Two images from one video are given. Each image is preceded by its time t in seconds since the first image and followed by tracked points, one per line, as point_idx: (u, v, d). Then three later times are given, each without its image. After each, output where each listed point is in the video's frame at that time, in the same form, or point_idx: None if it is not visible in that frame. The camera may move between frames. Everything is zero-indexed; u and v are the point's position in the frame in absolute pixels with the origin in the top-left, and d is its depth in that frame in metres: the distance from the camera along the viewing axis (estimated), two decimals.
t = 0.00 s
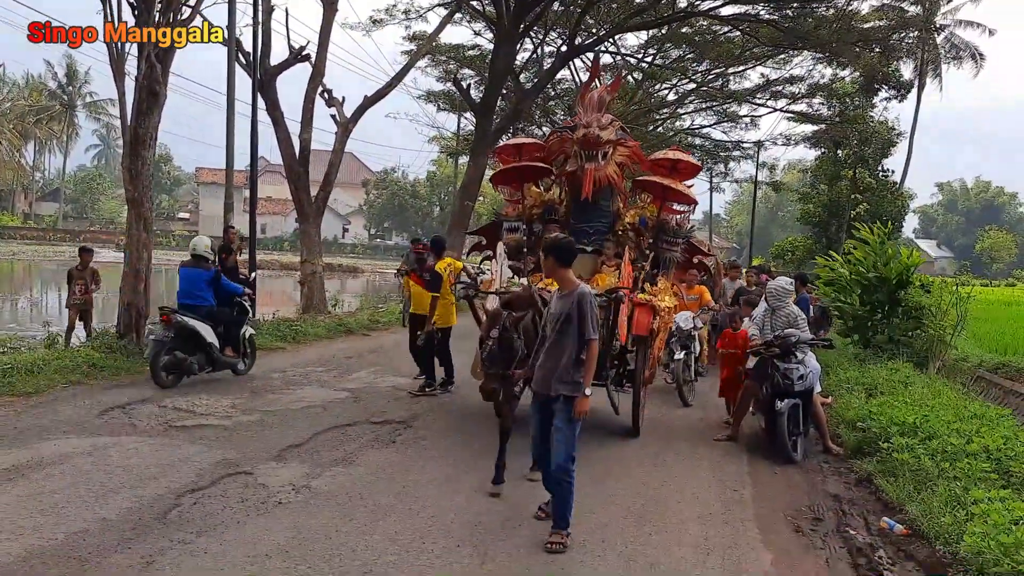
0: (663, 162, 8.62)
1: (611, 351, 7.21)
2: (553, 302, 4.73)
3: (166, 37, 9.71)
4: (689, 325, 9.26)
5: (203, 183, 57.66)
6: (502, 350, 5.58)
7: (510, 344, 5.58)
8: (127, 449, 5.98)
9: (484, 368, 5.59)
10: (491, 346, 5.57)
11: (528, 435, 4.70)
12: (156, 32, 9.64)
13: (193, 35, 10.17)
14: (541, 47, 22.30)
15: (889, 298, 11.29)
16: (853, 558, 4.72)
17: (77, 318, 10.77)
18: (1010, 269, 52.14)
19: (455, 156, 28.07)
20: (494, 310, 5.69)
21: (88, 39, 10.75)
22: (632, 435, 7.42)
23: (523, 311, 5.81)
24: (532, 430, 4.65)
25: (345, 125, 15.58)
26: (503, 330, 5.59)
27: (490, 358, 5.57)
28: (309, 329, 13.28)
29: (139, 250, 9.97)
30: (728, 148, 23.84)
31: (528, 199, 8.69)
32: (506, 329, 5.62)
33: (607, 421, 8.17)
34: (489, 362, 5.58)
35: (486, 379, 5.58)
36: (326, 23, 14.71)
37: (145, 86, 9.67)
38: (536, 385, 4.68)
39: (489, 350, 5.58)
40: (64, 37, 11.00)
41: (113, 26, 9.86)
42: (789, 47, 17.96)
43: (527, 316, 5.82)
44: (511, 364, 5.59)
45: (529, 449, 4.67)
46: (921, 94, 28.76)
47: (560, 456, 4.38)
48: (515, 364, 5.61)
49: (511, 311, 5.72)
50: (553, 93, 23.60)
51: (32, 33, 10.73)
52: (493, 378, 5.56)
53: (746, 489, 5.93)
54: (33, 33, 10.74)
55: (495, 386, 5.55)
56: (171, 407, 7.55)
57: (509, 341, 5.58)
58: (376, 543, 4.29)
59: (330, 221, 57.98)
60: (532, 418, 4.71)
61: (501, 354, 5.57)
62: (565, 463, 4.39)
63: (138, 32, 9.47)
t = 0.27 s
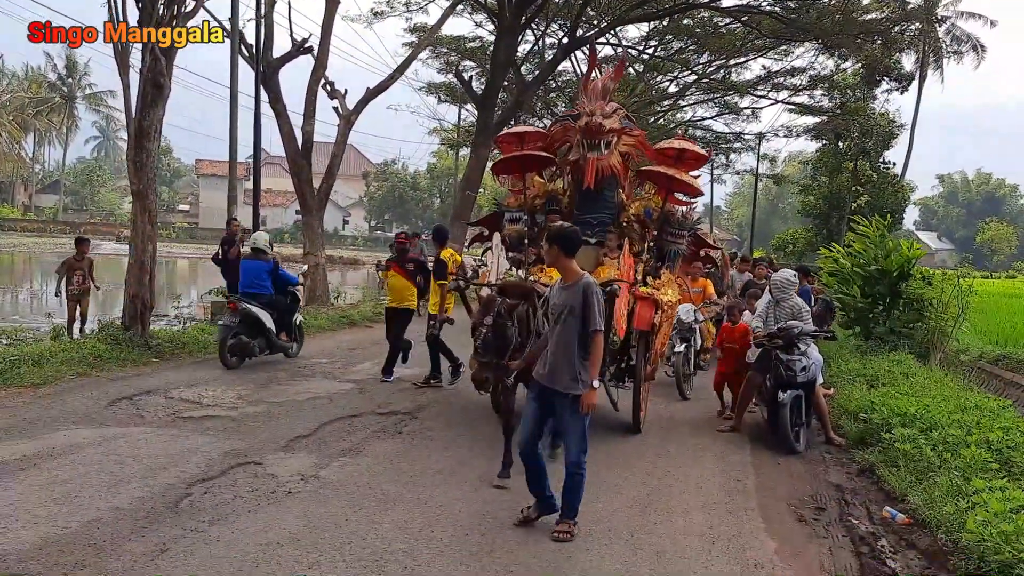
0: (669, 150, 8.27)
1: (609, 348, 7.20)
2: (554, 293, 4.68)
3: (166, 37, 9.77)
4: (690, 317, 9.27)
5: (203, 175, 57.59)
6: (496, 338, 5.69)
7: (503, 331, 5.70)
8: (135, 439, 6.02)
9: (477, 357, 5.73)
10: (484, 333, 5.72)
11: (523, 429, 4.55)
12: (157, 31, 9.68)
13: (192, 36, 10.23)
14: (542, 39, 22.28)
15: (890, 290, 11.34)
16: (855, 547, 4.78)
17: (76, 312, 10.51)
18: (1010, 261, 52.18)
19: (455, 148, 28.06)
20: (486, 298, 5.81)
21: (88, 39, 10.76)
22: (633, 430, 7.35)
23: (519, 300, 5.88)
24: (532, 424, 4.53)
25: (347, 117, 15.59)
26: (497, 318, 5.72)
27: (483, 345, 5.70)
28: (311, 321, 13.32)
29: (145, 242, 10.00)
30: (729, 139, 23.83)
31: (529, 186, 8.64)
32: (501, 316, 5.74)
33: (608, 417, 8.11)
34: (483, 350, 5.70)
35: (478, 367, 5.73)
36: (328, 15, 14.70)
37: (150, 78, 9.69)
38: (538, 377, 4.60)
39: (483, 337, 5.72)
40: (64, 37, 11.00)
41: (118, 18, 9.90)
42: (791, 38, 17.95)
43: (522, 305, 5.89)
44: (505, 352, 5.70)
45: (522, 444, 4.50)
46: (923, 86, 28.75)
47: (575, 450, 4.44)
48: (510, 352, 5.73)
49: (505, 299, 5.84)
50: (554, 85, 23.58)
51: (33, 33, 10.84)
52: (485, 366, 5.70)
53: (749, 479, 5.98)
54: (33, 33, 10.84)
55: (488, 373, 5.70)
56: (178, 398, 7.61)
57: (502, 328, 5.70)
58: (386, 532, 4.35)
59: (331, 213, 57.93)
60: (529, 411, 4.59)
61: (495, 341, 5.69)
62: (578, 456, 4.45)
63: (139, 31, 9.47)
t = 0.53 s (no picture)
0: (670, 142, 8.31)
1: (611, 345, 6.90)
2: (549, 291, 4.52)
3: (166, 37, 9.65)
4: (690, 311, 9.37)
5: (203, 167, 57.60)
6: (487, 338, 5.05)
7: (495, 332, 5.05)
8: (146, 430, 6.10)
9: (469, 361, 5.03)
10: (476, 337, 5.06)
11: (524, 432, 4.36)
12: (156, 31, 9.60)
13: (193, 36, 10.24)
14: (543, 31, 22.32)
15: (890, 282, 11.44)
16: (856, 534, 4.86)
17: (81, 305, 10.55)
18: (1009, 254, 52.33)
19: (456, 141, 28.10)
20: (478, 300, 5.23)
21: (87, 39, 10.82)
22: (634, 428, 7.20)
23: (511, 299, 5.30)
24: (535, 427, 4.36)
25: (350, 111, 15.65)
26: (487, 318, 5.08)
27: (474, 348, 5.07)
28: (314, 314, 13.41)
29: (151, 234, 10.08)
30: (730, 132, 23.89)
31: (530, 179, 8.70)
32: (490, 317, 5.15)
33: (608, 414, 7.90)
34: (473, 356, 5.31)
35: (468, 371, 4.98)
36: (331, 8, 14.75)
37: (156, 72, 9.76)
38: (537, 379, 4.42)
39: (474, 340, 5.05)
40: (64, 37, 11.03)
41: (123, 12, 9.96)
42: (792, 31, 18.00)
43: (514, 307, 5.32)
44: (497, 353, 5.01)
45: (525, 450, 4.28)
46: (922, 80, 28.80)
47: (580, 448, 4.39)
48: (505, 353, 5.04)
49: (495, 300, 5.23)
50: (555, 78, 23.63)
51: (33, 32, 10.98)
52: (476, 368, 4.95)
53: (752, 470, 6.06)
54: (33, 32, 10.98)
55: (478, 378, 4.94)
56: (186, 390, 7.70)
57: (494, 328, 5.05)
58: (397, 520, 4.43)
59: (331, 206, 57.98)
60: (530, 414, 4.40)
61: (486, 344, 5.29)
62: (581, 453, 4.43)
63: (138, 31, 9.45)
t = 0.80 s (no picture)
0: (666, 131, 8.08)
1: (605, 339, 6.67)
2: (531, 280, 4.34)
3: (166, 37, 9.77)
4: (685, 305, 9.41)
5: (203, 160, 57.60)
6: (476, 332, 4.87)
7: (485, 324, 4.89)
8: (153, 421, 6.18)
9: (457, 355, 4.87)
10: (464, 327, 4.90)
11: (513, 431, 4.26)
12: (156, 32, 9.70)
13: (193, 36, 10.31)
14: (543, 25, 22.34)
15: (890, 275, 11.50)
16: (853, 522, 4.95)
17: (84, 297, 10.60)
18: (1008, 247, 52.43)
19: (456, 134, 28.14)
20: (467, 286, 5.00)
21: (87, 39, 10.88)
22: (631, 424, 6.97)
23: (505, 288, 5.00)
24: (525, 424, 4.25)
25: (350, 104, 15.69)
26: (476, 308, 4.90)
27: (462, 340, 4.87)
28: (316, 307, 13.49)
29: (154, 227, 10.13)
30: (729, 126, 23.93)
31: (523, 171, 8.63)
32: (480, 305, 4.91)
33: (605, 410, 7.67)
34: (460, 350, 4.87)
35: (457, 366, 4.84)
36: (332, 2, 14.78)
37: (159, 66, 9.82)
38: (524, 373, 4.27)
39: (462, 332, 4.89)
40: (64, 37, 11.08)
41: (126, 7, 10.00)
42: (791, 25, 18.03)
43: (505, 293, 5.04)
44: (485, 346, 4.87)
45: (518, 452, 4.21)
46: (922, 73, 28.81)
47: (568, 444, 4.27)
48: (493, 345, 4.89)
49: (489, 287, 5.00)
50: (554, 71, 23.65)
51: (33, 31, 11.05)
52: (465, 363, 4.84)
53: (751, 460, 6.14)
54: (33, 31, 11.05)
55: (467, 372, 4.83)
56: (190, 382, 7.77)
57: (483, 320, 4.88)
58: (402, 508, 4.51)
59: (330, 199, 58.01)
60: (517, 411, 4.28)
61: (474, 337, 4.87)
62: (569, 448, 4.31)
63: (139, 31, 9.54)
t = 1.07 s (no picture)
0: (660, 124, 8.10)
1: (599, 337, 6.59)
2: (518, 277, 4.24)
3: (166, 37, 9.86)
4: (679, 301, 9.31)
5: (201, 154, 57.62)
6: (460, 342, 4.53)
7: (468, 334, 4.53)
8: (157, 414, 6.27)
9: (439, 370, 4.51)
10: (446, 340, 4.55)
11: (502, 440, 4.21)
12: (156, 32, 9.78)
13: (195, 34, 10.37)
14: (541, 19, 22.39)
15: (886, 269, 11.58)
16: (846, 511, 5.05)
17: (85, 291, 10.67)
18: (1005, 240, 52.57)
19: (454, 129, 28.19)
20: (446, 295, 4.64)
21: (87, 37, 10.94)
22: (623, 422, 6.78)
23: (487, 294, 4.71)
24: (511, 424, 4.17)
25: (349, 99, 15.75)
26: (458, 318, 4.54)
27: (445, 353, 4.52)
28: (315, 301, 13.57)
29: (155, 222, 10.20)
30: (727, 120, 23.99)
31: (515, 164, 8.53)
32: (462, 315, 4.56)
33: (598, 408, 7.57)
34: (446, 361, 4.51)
35: (441, 380, 4.48)
36: None
37: (159, 62, 9.88)
38: (512, 371, 4.18)
39: (445, 345, 4.54)
40: (64, 37, 11.15)
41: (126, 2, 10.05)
42: (789, 19, 18.10)
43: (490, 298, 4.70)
44: (470, 356, 4.53)
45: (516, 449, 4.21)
46: (920, 66, 28.85)
47: (551, 440, 4.03)
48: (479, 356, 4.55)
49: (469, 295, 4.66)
50: (553, 65, 23.70)
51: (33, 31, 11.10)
52: (450, 376, 4.48)
53: (747, 451, 6.23)
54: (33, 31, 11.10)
55: (453, 386, 4.47)
56: (192, 375, 7.86)
57: (466, 330, 4.54)
58: (403, 498, 4.60)
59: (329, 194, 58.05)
60: (508, 411, 4.23)
61: (459, 348, 4.52)
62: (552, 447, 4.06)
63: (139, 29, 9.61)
